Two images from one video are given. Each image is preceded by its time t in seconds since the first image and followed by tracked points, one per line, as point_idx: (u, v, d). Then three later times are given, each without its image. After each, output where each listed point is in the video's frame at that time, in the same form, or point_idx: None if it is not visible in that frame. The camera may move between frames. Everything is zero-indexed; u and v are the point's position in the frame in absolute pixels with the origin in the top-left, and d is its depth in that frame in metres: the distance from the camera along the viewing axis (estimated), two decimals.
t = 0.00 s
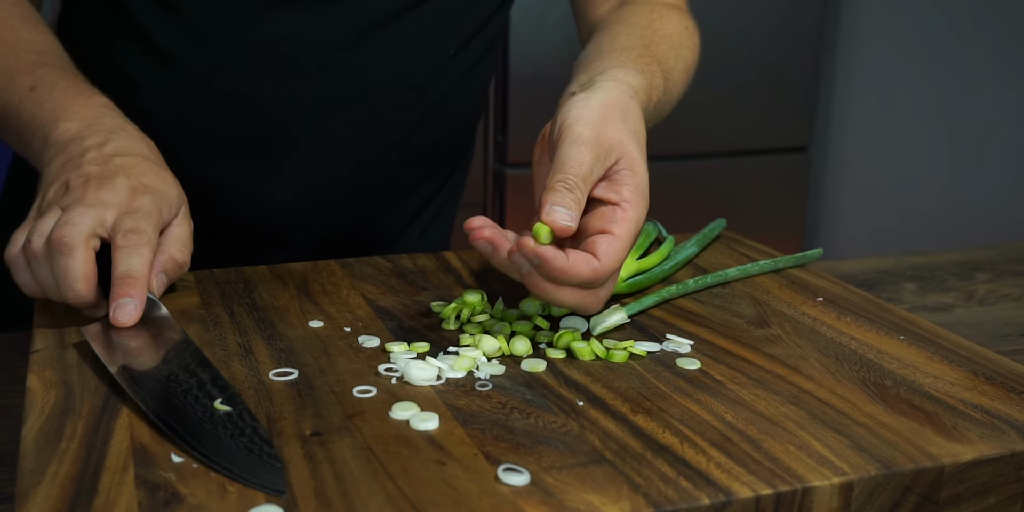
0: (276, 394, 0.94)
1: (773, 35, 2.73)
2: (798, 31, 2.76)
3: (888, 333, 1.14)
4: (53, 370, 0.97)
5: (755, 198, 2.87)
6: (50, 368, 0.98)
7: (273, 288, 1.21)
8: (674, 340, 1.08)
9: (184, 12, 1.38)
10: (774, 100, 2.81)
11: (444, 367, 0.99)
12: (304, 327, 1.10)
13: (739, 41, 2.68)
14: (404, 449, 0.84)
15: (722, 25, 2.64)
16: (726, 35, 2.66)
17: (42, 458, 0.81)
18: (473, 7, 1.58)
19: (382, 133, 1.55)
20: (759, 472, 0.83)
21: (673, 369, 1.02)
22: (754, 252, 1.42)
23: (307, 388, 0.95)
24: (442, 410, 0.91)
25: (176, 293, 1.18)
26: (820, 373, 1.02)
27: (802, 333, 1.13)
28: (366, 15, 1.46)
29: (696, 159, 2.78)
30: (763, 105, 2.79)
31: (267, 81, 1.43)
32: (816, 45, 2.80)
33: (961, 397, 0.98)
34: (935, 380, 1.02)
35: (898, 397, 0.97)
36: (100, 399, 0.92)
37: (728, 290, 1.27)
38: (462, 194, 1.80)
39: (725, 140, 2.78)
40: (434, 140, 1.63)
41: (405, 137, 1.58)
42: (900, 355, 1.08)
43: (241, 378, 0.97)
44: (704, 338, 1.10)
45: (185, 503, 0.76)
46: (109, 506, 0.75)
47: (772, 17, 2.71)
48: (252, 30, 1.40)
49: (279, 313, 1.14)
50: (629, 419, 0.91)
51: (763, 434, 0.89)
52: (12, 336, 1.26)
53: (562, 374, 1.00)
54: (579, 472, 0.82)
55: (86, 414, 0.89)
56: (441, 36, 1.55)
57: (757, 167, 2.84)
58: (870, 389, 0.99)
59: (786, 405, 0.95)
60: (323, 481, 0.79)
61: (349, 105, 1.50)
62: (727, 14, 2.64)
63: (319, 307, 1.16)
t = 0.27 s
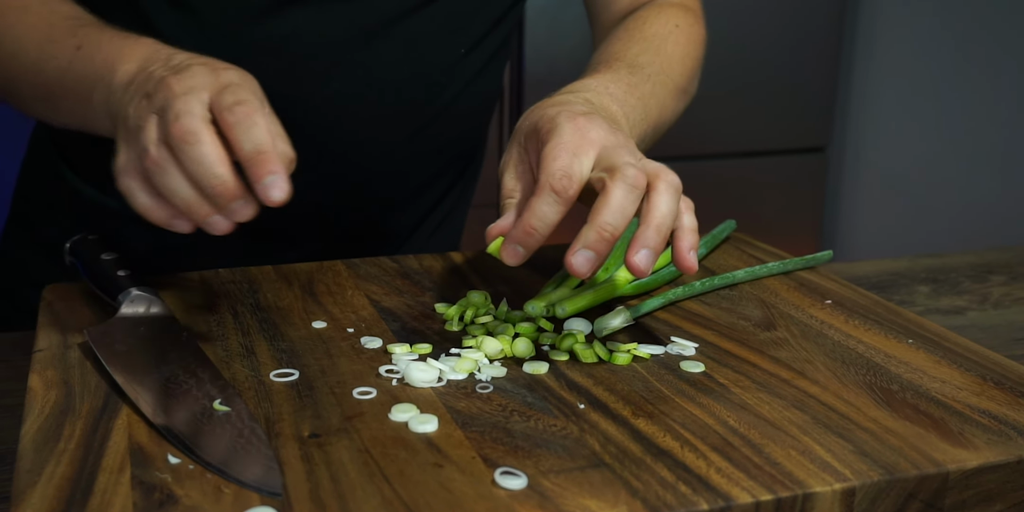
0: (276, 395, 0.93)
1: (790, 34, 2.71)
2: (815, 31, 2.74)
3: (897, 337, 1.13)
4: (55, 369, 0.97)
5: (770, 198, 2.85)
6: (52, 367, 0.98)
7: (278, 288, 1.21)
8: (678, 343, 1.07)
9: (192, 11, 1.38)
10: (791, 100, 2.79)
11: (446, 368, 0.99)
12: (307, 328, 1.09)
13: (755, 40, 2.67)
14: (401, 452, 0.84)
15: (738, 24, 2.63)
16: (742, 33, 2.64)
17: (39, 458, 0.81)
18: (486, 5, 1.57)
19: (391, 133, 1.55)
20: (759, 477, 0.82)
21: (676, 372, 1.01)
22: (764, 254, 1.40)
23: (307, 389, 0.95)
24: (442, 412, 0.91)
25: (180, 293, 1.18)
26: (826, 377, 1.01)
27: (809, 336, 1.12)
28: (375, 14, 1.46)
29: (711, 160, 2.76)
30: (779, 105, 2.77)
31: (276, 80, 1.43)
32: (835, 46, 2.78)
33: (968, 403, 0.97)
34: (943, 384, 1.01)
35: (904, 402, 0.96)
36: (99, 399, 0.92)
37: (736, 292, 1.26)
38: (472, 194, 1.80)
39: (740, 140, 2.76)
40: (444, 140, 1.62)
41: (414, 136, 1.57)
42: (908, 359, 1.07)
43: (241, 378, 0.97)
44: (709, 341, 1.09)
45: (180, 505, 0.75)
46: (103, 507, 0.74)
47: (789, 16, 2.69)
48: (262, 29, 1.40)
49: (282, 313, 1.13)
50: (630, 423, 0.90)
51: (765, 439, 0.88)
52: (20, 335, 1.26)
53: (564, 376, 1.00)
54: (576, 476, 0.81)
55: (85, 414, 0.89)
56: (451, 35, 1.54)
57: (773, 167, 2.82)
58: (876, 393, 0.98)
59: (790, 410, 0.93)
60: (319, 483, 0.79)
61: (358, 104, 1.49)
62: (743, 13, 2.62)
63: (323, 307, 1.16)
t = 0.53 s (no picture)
0: (276, 397, 0.93)
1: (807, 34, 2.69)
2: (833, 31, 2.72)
3: (905, 341, 1.11)
4: (56, 369, 0.98)
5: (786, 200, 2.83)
6: (54, 367, 0.98)
7: (283, 289, 1.21)
8: (683, 345, 1.07)
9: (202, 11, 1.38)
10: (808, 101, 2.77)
11: (447, 371, 0.98)
12: (310, 329, 1.09)
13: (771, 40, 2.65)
14: (399, 454, 0.83)
15: (754, 24, 2.61)
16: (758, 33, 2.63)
17: (37, 458, 0.81)
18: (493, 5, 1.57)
19: (400, 133, 1.55)
20: (759, 483, 0.81)
21: (680, 376, 1.00)
22: (773, 256, 1.39)
23: (307, 390, 0.94)
24: (441, 415, 0.91)
25: (185, 294, 1.18)
26: (831, 381, 1.00)
27: (816, 340, 1.10)
28: (384, 13, 1.46)
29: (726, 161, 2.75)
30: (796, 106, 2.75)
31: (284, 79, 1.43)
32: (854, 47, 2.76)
33: (975, 408, 0.95)
34: (950, 390, 0.99)
35: (910, 407, 0.95)
36: (100, 399, 0.92)
37: (743, 295, 1.25)
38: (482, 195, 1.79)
39: (756, 142, 2.74)
40: (454, 140, 1.62)
41: (423, 136, 1.57)
42: (916, 363, 1.05)
43: (242, 379, 0.97)
44: (714, 344, 1.09)
45: (175, 506, 0.75)
46: (98, 508, 0.74)
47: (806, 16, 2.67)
48: (270, 28, 1.40)
49: (286, 314, 1.13)
50: (631, 427, 0.89)
51: (766, 444, 0.87)
52: (27, 335, 1.27)
53: (566, 379, 0.99)
54: (574, 480, 0.80)
55: (84, 414, 0.89)
56: (459, 35, 1.54)
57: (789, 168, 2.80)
58: (881, 398, 0.97)
59: (793, 414, 0.92)
60: (314, 485, 0.78)
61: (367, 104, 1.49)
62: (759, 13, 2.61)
63: (326, 309, 1.15)
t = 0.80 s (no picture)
0: (273, 398, 0.93)
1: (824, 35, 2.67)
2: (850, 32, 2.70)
3: (910, 345, 1.10)
4: (55, 369, 0.98)
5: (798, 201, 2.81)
6: (53, 367, 0.98)
7: (284, 289, 1.20)
8: (684, 349, 1.06)
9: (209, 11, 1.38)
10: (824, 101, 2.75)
11: (445, 372, 0.98)
12: (310, 330, 1.09)
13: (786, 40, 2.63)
14: (393, 457, 0.83)
15: (769, 24, 2.59)
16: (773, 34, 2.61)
17: (32, 458, 0.81)
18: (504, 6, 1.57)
19: (407, 133, 1.54)
20: (756, 488, 0.80)
21: (680, 379, 0.99)
22: (780, 258, 1.38)
23: (304, 391, 0.94)
24: (438, 417, 0.90)
25: (187, 294, 1.18)
26: (833, 385, 0.99)
27: (820, 344, 1.09)
28: (393, 14, 1.45)
29: (739, 162, 2.73)
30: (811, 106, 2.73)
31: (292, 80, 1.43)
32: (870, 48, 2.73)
33: (979, 414, 0.94)
34: (955, 395, 0.98)
35: (913, 412, 0.94)
36: (97, 399, 0.92)
37: (748, 297, 1.24)
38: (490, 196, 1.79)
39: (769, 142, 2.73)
40: (461, 141, 1.61)
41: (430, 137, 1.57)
42: (920, 367, 1.04)
43: (240, 380, 0.97)
44: (716, 347, 1.08)
45: (166, 507, 0.75)
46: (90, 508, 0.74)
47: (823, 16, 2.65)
48: (277, 28, 1.40)
49: (286, 315, 1.13)
50: (629, 430, 0.89)
51: (765, 449, 0.86)
52: (32, 334, 1.27)
53: (565, 382, 0.98)
54: (568, 484, 0.80)
55: (81, 415, 0.89)
56: (467, 36, 1.54)
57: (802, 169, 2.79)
58: (884, 403, 0.96)
59: (793, 418, 0.92)
60: (307, 487, 0.78)
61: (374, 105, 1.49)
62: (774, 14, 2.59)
63: (327, 309, 1.15)
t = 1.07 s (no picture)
0: (270, 399, 0.93)
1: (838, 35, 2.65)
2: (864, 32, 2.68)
3: (915, 349, 1.09)
4: (55, 369, 0.98)
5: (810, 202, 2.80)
6: (53, 366, 0.98)
7: (287, 289, 1.20)
8: (686, 352, 1.05)
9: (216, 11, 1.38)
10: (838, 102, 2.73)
11: (444, 374, 0.97)
12: (311, 331, 1.09)
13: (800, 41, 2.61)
14: (388, 459, 0.82)
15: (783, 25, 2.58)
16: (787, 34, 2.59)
17: (27, 457, 0.81)
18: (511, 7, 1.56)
19: (414, 134, 1.54)
20: (752, 493, 0.79)
21: (680, 382, 0.98)
22: (787, 260, 1.37)
23: (302, 392, 0.94)
24: (434, 419, 0.90)
25: (190, 294, 1.18)
26: (836, 389, 0.98)
27: (823, 347, 1.08)
28: (399, 14, 1.45)
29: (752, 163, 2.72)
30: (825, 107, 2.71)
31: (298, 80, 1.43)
32: (886, 48, 2.71)
33: (983, 419, 0.93)
34: (958, 399, 0.97)
35: (915, 417, 0.93)
36: (95, 399, 0.92)
37: (753, 300, 1.23)
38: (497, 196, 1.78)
39: (783, 143, 2.71)
40: (468, 141, 1.61)
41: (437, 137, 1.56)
42: (924, 371, 1.03)
43: (238, 381, 0.96)
44: (718, 350, 1.07)
45: (159, 508, 0.75)
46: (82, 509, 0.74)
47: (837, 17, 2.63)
48: (283, 28, 1.40)
49: (288, 316, 1.13)
50: (626, 434, 0.88)
51: (763, 453, 0.85)
52: (37, 332, 1.28)
53: (564, 384, 0.98)
54: (563, 488, 0.79)
55: (78, 415, 0.89)
56: (474, 36, 1.53)
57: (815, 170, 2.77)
58: (886, 407, 0.94)
59: (793, 423, 0.91)
60: (300, 489, 0.78)
61: (380, 105, 1.49)
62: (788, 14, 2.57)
63: (329, 310, 1.15)
